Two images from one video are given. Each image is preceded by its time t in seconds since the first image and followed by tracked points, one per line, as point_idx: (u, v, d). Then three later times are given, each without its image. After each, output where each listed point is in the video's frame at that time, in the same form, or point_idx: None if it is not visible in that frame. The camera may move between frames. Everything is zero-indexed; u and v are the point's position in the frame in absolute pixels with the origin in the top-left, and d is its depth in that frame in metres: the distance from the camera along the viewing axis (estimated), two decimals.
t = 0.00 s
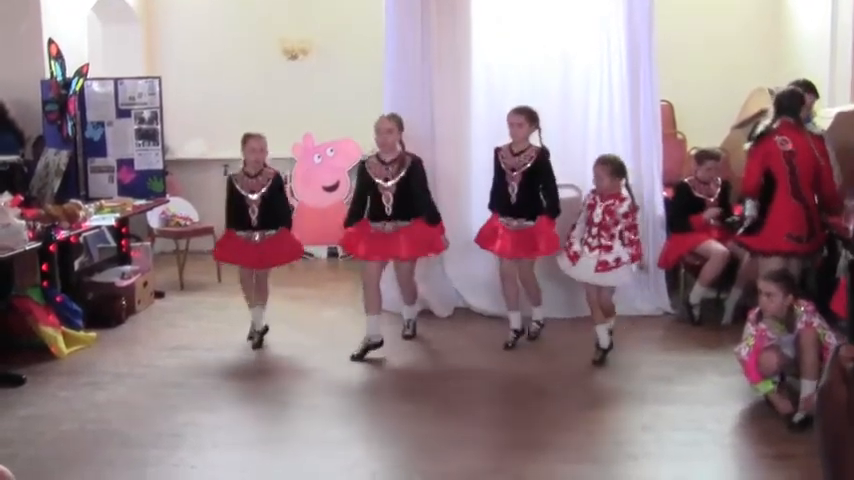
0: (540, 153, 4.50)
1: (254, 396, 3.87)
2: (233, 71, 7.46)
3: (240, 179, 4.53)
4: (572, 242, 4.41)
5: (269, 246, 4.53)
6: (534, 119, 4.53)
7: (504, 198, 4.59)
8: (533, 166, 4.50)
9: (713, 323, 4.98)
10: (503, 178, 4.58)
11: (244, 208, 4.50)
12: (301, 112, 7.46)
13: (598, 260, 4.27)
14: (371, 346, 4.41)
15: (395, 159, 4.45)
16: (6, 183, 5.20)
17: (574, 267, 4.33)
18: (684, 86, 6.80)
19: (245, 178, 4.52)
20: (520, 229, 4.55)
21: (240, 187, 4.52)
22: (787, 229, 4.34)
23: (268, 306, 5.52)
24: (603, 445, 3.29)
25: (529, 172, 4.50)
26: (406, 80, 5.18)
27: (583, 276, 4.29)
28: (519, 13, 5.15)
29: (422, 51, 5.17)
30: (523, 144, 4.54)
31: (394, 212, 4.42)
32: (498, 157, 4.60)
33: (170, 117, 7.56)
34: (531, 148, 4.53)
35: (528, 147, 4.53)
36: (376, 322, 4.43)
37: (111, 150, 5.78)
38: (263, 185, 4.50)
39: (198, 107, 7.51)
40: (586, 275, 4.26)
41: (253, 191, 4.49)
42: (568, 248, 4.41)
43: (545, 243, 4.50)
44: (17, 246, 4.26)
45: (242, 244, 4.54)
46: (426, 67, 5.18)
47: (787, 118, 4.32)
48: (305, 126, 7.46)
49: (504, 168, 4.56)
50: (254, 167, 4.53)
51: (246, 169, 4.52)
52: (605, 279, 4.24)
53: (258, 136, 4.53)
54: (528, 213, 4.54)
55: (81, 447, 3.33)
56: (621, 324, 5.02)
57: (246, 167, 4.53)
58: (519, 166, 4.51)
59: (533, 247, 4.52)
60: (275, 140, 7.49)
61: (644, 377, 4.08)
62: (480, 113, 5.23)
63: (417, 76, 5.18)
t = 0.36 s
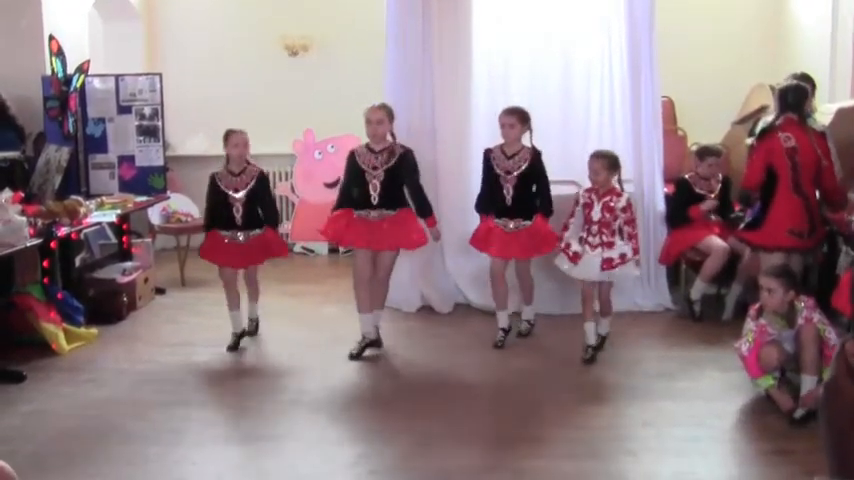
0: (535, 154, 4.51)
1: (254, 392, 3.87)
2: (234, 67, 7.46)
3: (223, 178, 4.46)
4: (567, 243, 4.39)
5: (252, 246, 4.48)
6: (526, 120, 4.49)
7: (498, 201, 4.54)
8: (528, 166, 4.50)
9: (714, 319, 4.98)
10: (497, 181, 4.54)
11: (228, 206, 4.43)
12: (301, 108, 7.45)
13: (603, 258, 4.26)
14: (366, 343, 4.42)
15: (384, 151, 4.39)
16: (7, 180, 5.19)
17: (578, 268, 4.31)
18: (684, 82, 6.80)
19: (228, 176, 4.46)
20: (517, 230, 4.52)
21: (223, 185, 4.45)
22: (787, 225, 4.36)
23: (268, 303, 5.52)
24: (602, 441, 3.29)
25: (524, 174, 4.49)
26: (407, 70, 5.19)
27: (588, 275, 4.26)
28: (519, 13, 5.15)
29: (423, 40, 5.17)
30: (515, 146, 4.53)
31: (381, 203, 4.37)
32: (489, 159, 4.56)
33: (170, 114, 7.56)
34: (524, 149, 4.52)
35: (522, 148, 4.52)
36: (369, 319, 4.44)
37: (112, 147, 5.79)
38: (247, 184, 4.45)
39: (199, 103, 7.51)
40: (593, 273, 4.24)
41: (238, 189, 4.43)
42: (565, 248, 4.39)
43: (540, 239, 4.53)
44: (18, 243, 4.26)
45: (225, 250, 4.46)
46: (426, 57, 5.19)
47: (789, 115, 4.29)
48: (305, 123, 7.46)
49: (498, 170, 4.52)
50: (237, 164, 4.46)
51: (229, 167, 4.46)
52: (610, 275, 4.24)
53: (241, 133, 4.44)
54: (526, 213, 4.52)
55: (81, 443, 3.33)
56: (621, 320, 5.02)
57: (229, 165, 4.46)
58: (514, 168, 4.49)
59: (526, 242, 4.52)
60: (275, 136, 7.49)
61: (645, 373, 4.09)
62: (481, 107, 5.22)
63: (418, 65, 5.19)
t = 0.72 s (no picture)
0: (528, 155, 4.50)
1: (254, 387, 3.87)
2: (234, 62, 7.46)
3: (213, 183, 4.47)
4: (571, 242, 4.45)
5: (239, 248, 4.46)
6: (519, 122, 4.51)
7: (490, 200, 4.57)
8: (518, 170, 4.49)
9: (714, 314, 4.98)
10: (490, 181, 4.56)
11: (216, 212, 4.45)
12: (302, 103, 7.45)
13: (608, 255, 4.29)
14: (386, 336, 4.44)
15: (382, 139, 4.40)
16: (7, 174, 5.18)
17: (584, 262, 4.36)
18: (684, 76, 6.79)
19: (218, 182, 4.47)
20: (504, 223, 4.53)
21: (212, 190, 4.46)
22: (785, 221, 4.35)
23: (269, 298, 5.53)
24: (602, 436, 3.29)
25: (516, 176, 4.49)
26: (406, 71, 5.13)
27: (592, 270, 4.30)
28: (518, 14, 5.15)
29: (422, 40, 5.13)
30: (506, 148, 4.53)
31: (377, 189, 4.36)
32: (484, 160, 4.59)
33: (171, 109, 7.56)
34: (517, 152, 4.51)
35: (513, 151, 4.52)
36: (384, 313, 4.43)
37: (112, 141, 5.78)
38: (236, 192, 4.45)
39: (199, 98, 7.51)
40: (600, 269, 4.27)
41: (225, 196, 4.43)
42: (569, 247, 4.45)
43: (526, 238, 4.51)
44: (18, 237, 4.26)
45: (213, 245, 4.47)
46: (426, 57, 5.15)
47: (785, 110, 4.30)
48: (305, 118, 7.46)
49: (492, 172, 4.54)
50: (227, 170, 4.47)
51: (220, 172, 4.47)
52: (618, 272, 4.26)
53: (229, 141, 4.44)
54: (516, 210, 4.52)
55: (81, 439, 3.33)
56: (622, 314, 5.02)
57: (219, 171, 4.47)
58: (506, 170, 4.50)
59: (512, 238, 4.50)
60: (276, 131, 7.48)
61: (645, 368, 4.09)
62: (482, 102, 5.24)
63: (417, 66, 5.13)
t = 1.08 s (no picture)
0: (517, 143, 4.44)
1: (253, 389, 3.88)
2: (233, 64, 7.46)
3: (201, 186, 4.42)
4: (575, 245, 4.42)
5: (235, 250, 4.44)
6: (508, 111, 4.47)
7: (483, 192, 4.51)
8: (509, 156, 4.43)
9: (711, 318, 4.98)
10: (481, 171, 4.50)
11: (211, 215, 4.42)
12: (301, 105, 7.45)
13: (610, 257, 4.31)
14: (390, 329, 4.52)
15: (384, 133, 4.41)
16: (6, 175, 5.18)
17: (589, 268, 4.34)
18: (683, 80, 6.80)
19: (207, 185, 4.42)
20: (499, 221, 4.46)
21: (202, 194, 4.42)
22: (784, 226, 4.36)
23: (266, 299, 5.53)
24: (601, 439, 3.29)
25: (508, 163, 4.43)
26: (406, 69, 5.15)
27: (598, 275, 4.31)
28: (519, 13, 5.15)
29: (422, 40, 5.15)
30: (494, 139, 4.47)
31: (384, 184, 4.41)
32: (473, 154, 4.52)
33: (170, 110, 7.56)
34: (508, 141, 4.45)
35: (501, 140, 4.46)
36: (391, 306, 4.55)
37: (111, 143, 5.78)
38: (228, 194, 4.42)
39: (198, 100, 7.51)
40: (603, 273, 4.29)
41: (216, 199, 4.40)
42: (574, 251, 4.42)
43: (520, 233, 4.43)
44: (17, 238, 4.26)
45: (210, 250, 4.43)
46: (426, 58, 5.17)
47: (785, 115, 4.29)
48: (304, 120, 7.46)
49: (481, 162, 4.48)
50: (215, 172, 4.42)
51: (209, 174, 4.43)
52: (620, 273, 4.29)
53: (218, 141, 4.40)
54: (510, 203, 4.46)
55: (80, 440, 3.33)
56: (621, 317, 5.03)
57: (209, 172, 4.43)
58: (496, 159, 4.44)
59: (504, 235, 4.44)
60: (275, 133, 7.48)
61: (642, 371, 4.09)
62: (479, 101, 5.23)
63: (417, 66, 5.16)
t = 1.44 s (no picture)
0: (518, 153, 4.47)
1: (253, 392, 3.88)
2: (233, 67, 7.47)
3: (213, 190, 4.42)
4: (576, 242, 4.43)
5: (247, 256, 4.45)
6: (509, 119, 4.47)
7: (479, 199, 4.50)
8: (508, 165, 4.46)
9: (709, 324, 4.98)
10: (478, 179, 4.50)
11: (224, 220, 4.41)
12: (300, 109, 7.47)
13: (608, 261, 4.29)
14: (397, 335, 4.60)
15: (388, 165, 4.39)
16: (6, 179, 5.19)
17: (584, 268, 4.36)
18: (681, 85, 6.82)
19: (219, 189, 4.42)
20: (499, 229, 4.47)
21: (214, 199, 4.41)
22: (793, 232, 4.37)
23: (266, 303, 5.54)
24: (600, 443, 3.30)
25: (506, 173, 4.46)
26: (406, 71, 5.18)
27: (594, 277, 4.31)
28: (518, 12, 5.16)
29: (422, 40, 5.16)
30: (494, 148, 4.49)
31: (388, 215, 4.37)
32: (470, 159, 4.52)
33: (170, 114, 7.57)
34: (508, 150, 4.48)
35: (502, 150, 4.48)
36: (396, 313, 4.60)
37: (111, 147, 5.79)
38: (242, 199, 4.43)
39: (197, 104, 7.52)
40: (600, 277, 4.28)
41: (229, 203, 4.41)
42: (573, 249, 4.43)
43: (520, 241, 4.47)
44: (18, 241, 4.26)
45: (223, 259, 4.44)
46: (426, 58, 5.18)
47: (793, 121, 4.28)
48: (304, 124, 7.48)
49: (480, 169, 4.48)
50: (226, 176, 4.42)
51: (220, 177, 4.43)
52: (618, 278, 4.26)
53: (228, 146, 4.38)
54: (506, 209, 4.47)
55: (81, 443, 3.33)
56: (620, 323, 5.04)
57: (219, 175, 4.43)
58: (496, 167, 4.46)
59: (504, 244, 4.45)
60: (275, 138, 7.49)
61: (641, 376, 4.10)
62: (478, 99, 5.25)
63: (417, 66, 5.17)
